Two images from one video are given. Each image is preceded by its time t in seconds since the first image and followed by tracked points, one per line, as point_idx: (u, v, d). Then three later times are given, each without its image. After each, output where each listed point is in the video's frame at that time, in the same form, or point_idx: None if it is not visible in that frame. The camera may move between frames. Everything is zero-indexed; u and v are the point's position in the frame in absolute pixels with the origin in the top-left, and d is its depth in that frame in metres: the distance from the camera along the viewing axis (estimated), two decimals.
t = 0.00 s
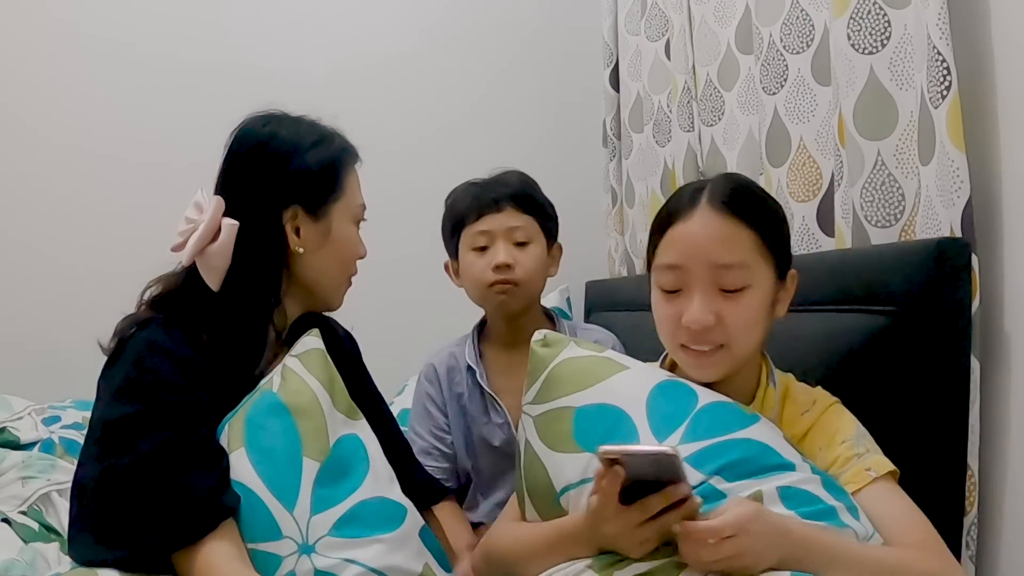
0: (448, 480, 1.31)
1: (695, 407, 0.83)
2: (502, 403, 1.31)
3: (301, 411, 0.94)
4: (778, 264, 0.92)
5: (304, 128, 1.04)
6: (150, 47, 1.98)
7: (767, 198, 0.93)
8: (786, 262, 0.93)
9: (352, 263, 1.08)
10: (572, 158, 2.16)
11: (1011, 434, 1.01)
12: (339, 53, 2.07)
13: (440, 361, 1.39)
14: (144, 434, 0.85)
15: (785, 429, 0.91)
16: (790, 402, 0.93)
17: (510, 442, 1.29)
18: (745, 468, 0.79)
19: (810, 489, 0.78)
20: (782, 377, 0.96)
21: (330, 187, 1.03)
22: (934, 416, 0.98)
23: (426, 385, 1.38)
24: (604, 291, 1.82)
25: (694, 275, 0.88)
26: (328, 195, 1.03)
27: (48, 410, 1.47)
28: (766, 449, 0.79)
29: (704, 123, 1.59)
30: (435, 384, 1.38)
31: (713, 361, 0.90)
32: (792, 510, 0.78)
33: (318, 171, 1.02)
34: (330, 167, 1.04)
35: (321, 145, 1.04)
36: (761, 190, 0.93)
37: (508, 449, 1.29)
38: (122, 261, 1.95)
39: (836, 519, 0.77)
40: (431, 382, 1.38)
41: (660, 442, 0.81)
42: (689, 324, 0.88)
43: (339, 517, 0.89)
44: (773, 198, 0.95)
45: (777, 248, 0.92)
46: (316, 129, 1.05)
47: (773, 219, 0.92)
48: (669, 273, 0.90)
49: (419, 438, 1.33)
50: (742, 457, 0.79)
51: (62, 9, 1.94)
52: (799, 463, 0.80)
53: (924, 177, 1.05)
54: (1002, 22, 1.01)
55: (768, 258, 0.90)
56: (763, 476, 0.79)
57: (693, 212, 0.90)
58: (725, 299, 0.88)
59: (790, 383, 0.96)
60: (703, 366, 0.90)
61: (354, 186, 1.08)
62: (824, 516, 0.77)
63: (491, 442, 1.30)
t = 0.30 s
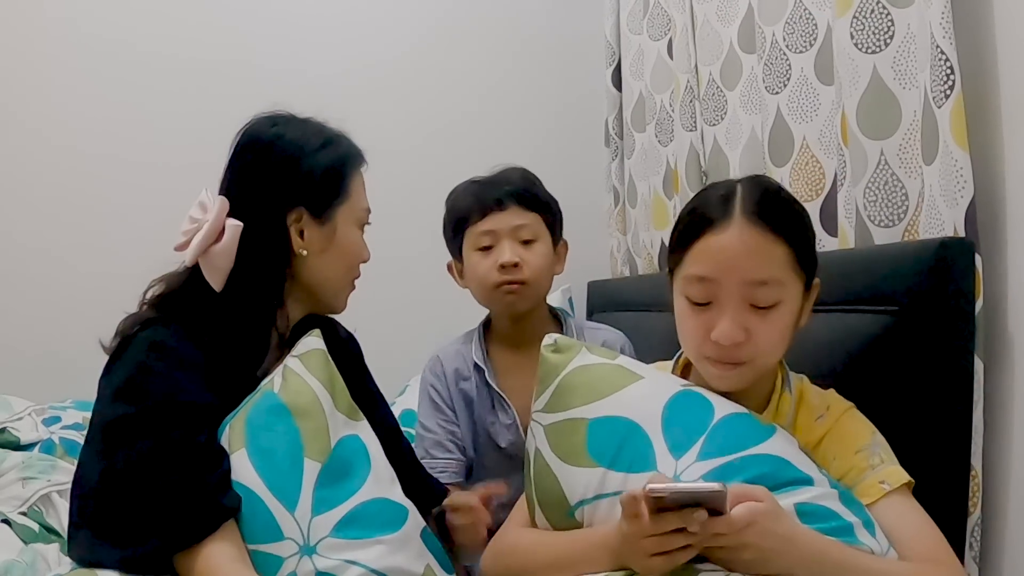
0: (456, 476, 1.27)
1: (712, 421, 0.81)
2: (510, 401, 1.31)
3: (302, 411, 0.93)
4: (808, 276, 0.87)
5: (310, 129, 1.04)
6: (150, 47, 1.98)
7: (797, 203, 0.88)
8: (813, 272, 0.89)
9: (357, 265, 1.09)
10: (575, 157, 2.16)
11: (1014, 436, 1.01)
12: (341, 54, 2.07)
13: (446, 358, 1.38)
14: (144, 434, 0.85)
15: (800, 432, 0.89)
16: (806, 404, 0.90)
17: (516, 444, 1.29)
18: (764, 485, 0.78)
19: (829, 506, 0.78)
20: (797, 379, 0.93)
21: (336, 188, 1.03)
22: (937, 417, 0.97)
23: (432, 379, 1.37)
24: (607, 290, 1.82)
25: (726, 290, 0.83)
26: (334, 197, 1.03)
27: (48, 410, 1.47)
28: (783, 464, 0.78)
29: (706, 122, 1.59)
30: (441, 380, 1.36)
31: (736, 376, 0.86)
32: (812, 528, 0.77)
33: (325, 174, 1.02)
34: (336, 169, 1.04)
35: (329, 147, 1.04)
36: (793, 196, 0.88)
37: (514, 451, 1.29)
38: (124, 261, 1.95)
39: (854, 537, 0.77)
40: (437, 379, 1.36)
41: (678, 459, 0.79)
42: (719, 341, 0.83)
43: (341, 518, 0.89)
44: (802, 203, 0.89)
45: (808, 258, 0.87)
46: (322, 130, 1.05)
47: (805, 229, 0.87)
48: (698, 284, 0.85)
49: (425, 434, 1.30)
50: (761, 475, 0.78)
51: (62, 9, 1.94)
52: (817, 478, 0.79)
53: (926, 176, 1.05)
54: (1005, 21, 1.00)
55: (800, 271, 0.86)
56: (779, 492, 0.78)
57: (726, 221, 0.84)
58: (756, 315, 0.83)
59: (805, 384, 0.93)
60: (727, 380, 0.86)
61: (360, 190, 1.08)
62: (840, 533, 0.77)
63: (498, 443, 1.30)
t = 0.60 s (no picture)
0: (483, 473, 1.24)
1: (717, 427, 0.81)
2: (522, 399, 1.26)
3: (304, 411, 0.93)
4: (822, 290, 0.86)
5: (318, 133, 1.04)
6: (151, 47, 1.98)
7: (813, 215, 0.86)
8: (827, 285, 0.88)
9: (361, 268, 1.08)
10: (577, 157, 2.16)
11: (1019, 437, 1.00)
12: (342, 53, 2.07)
13: (456, 355, 1.33)
14: (149, 433, 0.85)
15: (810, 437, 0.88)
16: (815, 409, 0.89)
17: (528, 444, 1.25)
18: (767, 490, 0.78)
19: (838, 514, 0.77)
20: (808, 383, 0.91)
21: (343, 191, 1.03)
22: (941, 418, 0.97)
23: (440, 379, 1.31)
24: (610, 291, 1.81)
25: (739, 305, 0.82)
26: (341, 201, 1.03)
27: (49, 410, 1.47)
28: (788, 471, 0.78)
29: (709, 121, 1.58)
30: (450, 378, 1.31)
31: (746, 390, 0.85)
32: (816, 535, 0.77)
33: (332, 176, 1.02)
34: (343, 173, 1.03)
35: (336, 150, 1.04)
36: (809, 208, 0.86)
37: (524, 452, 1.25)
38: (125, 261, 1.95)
39: (861, 545, 0.76)
40: (446, 376, 1.31)
41: (682, 466, 0.79)
42: (729, 356, 0.82)
43: (344, 520, 0.89)
44: (818, 214, 0.88)
45: (822, 272, 0.86)
46: (330, 134, 1.05)
47: (821, 242, 0.86)
48: (710, 297, 0.84)
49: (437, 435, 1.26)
50: (765, 481, 0.77)
51: (63, 9, 1.94)
52: (825, 485, 0.79)
53: (930, 175, 1.04)
54: (1009, 20, 0.99)
55: (814, 286, 0.84)
56: (784, 499, 0.78)
57: (741, 235, 0.83)
58: (769, 331, 0.82)
59: (815, 388, 0.91)
60: (737, 393, 0.86)
61: (366, 194, 1.07)
62: (846, 541, 0.76)
63: (509, 443, 1.25)
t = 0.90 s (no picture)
0: (482, 475, 1.23)
1: (717, 428, 0.80)
2: (529, 398, 1.26)
3: (305, 411, 0.93)
4: (821, 294, 0.86)
5: (323, 134, 1.04)
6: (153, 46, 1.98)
7: (811, 218, 0.86)
8: (825, 286, 0.87)
9: (366, 269, 1.07)
10: (580, 157, 2.15)
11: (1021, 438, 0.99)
12: (345, 53, 2.07)
13: (466, 355, 1.32)
14: (152, 431, 0.85)
15: (812, 439, 0.87)
16: (819, 410, 0.88)
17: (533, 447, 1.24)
18: (768, 491, 0.77)
19: (838, 514, 0.77)
20: (810, 384, 0.91)
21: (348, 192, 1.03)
22: (944, 418, 0.96)
23: (448, 377, 1.30)
24: (612, 290, 1.81)
25: (738, 313, 0.82)
26: (345, 202, 1.02)
27: (49, 411, 1.47)
28: (789, 472, 0.77)
29: (712, 121, 1.58)
30: (459, 377, 1.30)
31: (747, 396, 0.85)
32: (818, 535, 0.76)
33: (336, 176, 1.01)
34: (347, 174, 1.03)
35: (342, 151, 1.04)
36: (807, 211, 0.86)
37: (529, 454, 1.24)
38: (126, 261, 1.95)
39: (862, 546, 0.76)
40: (455, 376, 1.30)
41: (682, 466, 0.78)
42: (730, 364, 0.82)
43: (345, 521, 0.88)
44: (817, 216, 0.87)
45: (821, 276, 0.85)
46: (335, 135, 1.04)
47: (820, 246, 0.86)
48: (709, 305, 0.83)
49: (444, 433, 1.25)
50: (766, 482, 0.77)
51: (65, 9, 1.94)
52: (825, 486, 0.78)
53: (933, 175, 1.04)
54: (1013, 17, 0.99)
55: (813, 292, 0.84)
56: (786, 501, 0.77)
57: (739, 243, 0.82)
58: (769, 338, 0.82)
59: (817, 389, 0.91)
60: (738, 400, 0.86)
61: (370, 195, 1.07)
62: (849, 542, 0.76)
63: (514, 444, 1.25)
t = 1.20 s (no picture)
0: (492, 471, 1.22)
1: (718, 429, 0.80)
2: (534, 396, 1.26)
3: (308, 411, 0.92)
4: (815, 298, 0.85)
5: (326, 135, 1.03)
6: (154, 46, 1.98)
7: (805, 220, 0.86)
8: (820, 289, 0.87)
9: (369, 271, 1.07)
10: (582, 156, 2.15)
11: None
12: (347, 52, 2.07)
13: (469, 353, 1.31)
14: (155, 431, 0.85)
15: (813, 440, 0.87)
16: (819, 410, 0.88)
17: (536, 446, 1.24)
18: (769, 492, 0.77)
19: (838, 514, 0.76)
20: (810, 384, 0.90)
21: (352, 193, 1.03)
22: (947, 418, 0.96)
23: (451, 375, 1.29)
24: (613, 290, 1.81)
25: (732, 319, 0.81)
26: (349, 202, 1.02)
27: (49, 412, 1.47)
28: (790, 473, 0.77)
29: (714, 120, 1.57)
30: (462, 374, 1.29)
31: (744, 401, 0.85)
32: (820, 536, 0.76)
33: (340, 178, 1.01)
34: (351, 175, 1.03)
35: (346, 152, 1.03)
36: (801, 214, 0.85)
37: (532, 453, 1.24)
38: (128, 261, 1.96)
39: (863, 546, 0.75)
40: (458, 374, 1.29)
41: (682, 468, 0.78)
42: (726, 369, 0.82)
43: (346, 522, 0.88)
44: (811, 219, 0.87)
45: (815, 278, 0.85)
46: (337, 136, 1.04)
47: (815, 248, 0.85)
48: (703, 311, 0.83)
49: (448, 429, 1.24)
50: (767, 483, 0.77)
51: (67, 8, 1.94)
52: (826, 486, 0.78)
53: (937, 175, 1.03)
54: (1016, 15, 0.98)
55: (807, 295, 0.83)
56: (787, 501, 0.77)
57: (731, 248, 0.82)
58: (763, 343, 0.81)
59: (818, 388, 0.90)
60: (735, 405, 0.85)
61: (374, 196, 1.07)
62: (850, 542, 0.76)
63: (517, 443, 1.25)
